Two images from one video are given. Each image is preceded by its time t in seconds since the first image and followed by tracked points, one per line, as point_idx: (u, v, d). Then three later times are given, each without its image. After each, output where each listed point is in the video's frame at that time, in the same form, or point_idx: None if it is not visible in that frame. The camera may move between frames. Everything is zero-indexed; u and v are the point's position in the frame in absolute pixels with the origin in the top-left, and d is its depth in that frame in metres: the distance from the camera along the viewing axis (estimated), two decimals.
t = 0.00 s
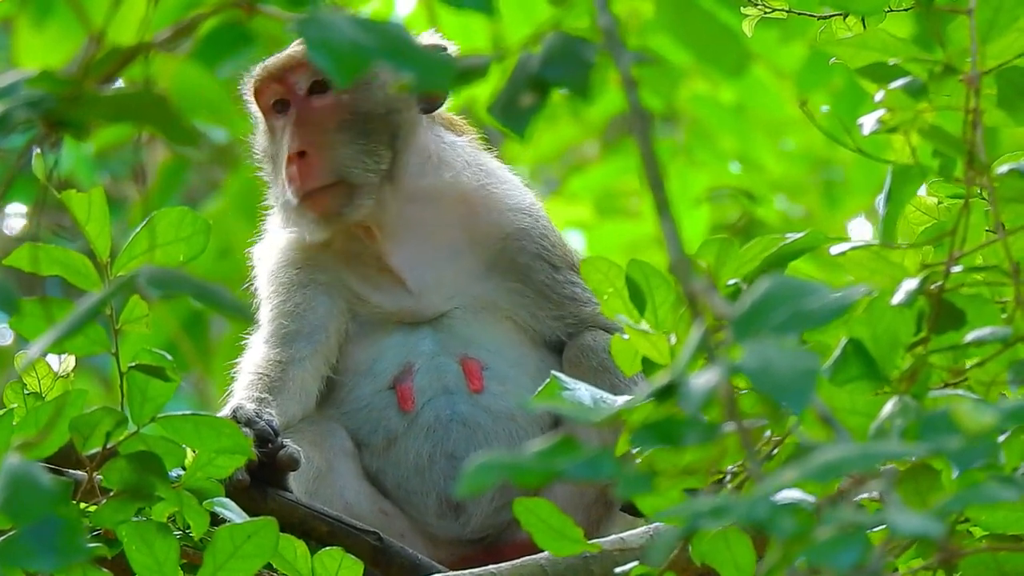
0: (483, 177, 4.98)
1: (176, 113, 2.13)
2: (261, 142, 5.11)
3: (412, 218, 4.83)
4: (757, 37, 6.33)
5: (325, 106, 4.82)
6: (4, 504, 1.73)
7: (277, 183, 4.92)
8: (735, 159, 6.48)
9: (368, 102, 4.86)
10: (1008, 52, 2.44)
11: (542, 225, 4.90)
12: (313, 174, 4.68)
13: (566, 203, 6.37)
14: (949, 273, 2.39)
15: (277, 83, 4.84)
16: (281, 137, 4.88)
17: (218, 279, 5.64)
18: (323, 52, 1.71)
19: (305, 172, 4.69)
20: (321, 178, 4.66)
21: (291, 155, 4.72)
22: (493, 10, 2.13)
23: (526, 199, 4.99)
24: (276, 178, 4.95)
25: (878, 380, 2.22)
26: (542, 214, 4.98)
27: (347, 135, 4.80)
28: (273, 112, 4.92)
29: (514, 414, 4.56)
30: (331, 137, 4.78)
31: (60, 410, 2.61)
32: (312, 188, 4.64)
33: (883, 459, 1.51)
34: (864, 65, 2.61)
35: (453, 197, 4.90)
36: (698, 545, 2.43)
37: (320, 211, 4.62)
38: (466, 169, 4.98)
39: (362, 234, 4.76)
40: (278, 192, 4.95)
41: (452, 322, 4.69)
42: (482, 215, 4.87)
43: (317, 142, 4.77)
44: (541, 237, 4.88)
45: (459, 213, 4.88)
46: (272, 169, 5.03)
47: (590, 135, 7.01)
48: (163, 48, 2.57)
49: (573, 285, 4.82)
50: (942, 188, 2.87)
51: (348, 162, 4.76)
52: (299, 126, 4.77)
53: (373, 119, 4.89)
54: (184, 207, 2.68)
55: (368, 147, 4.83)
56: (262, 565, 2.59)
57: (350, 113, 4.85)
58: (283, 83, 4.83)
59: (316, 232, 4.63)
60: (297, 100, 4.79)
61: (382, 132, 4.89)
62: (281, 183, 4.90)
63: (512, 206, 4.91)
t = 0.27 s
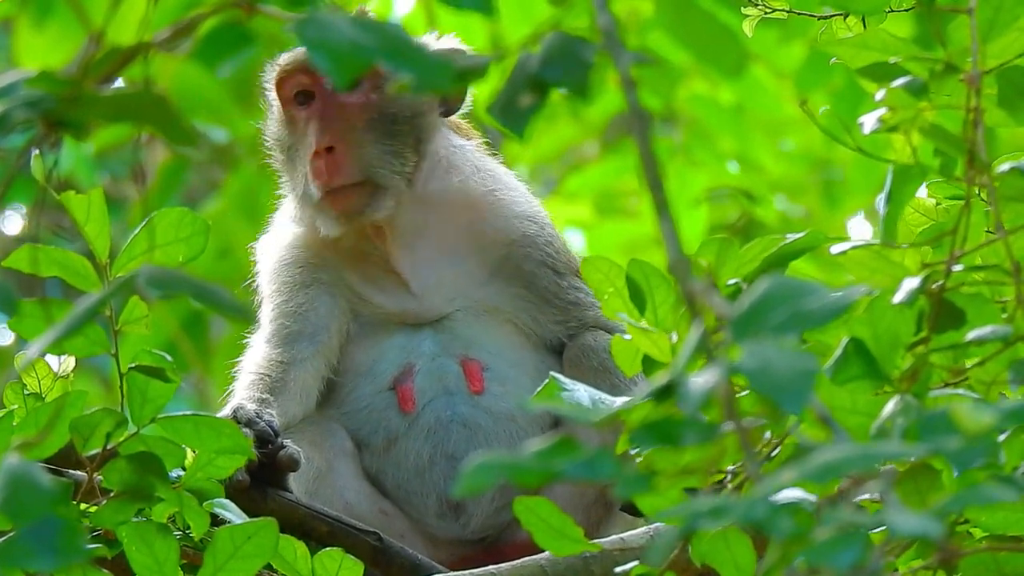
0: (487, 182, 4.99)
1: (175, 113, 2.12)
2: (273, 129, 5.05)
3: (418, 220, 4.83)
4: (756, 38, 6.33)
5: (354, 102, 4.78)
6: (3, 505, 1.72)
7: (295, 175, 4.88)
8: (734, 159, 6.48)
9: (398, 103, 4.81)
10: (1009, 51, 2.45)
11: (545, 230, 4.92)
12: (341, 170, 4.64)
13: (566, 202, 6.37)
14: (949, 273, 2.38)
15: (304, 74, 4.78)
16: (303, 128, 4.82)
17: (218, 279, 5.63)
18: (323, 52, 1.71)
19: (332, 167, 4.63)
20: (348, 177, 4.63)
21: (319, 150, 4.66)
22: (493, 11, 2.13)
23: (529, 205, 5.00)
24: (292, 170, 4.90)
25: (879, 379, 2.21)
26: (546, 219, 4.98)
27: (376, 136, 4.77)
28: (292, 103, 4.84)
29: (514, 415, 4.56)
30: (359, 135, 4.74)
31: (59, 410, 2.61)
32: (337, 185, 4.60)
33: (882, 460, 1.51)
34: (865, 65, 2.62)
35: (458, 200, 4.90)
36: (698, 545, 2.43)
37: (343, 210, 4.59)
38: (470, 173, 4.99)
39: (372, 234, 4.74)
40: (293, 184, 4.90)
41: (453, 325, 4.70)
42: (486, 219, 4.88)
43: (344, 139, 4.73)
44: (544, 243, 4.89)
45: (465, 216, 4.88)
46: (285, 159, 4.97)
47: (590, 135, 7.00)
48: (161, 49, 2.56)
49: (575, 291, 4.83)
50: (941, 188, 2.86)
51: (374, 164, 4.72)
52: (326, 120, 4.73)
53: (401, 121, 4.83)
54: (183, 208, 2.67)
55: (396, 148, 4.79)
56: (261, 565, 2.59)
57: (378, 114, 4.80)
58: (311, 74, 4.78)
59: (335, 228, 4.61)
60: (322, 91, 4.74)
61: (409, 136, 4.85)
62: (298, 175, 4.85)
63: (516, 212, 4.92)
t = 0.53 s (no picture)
0: (492, 185, 4.98)
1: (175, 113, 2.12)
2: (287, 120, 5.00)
3: (423, 221, 4.82)
4: (755, 38, 6.33)
5: (374, 100, 4.73)
6: (3, 505, 1.72)
7: (312, 166, 4.82)
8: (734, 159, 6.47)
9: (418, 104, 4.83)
10: (1010, 51, 2.45)
11: (549, 234, 4.92)
12: (361, 169, 4.60)
13: (566, 202, 6.37)
14: (950, 273, 2.38)
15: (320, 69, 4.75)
16: (320, 123, 4.76)
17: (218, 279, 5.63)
18: (322, 51, 1.71)
19: (353, 164, 4.59)
20: (368, 175, 4.61)
21: (341, 147, 4.60)
22: (494, 10, 2.13)
23: (534, 209, 5.00)
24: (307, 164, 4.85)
25: (880, 378, 2.21)
26: (550, 222, 4.99)
27: (395, 133, 4.78)
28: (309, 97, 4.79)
29: (515, 416, 4.55)
30: (378, 133, 4.73)
31: (59, 410, 2.61)
32: (359, 181, 4.58)
33: (882, 458, 1.51)
34: (865, 65, 2.62)
35: (464, 202, 4.89)
36: (698, 545, 2.43)
37: (363, 207, 4.59)
38: (475, 176, 4.98)
39: (380, 234, 4.73)
40: (306, 179, 4.87)
41: (455, 327, 4.70)
42: (490, 222, 4.88)
43: (365, 137, 4.70)
44: (547, 247, 4.89)
45: (470, 219, 4.88)
46: (299, 151, 4.92)
47: (590, 135, 7.00)
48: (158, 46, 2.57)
49: (578, 295, 4.83)
50: (942, 188, 2.86)
51: (395, 162, 4.73)
52: (349, 118, 4.67)
53: (420, 121, 4.86)
54: (184, 208, 2.67)
55: (415, 149, 4.81)
56: (262, 565, 2.59)
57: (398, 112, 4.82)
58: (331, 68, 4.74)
59: (351, 224, 4.61)
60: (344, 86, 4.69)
61: (426, 135, 4.87)
62: (312, 170, 4.82)
63: (521, 215, 4.92)
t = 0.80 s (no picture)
0: (494, 185, 4.99)
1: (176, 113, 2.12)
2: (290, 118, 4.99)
3: (424, 220, 4.83)
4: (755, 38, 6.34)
5: (373, 98, 4.73)
6: (4, 506, 1.73)
7: (312, 165, 4.81)
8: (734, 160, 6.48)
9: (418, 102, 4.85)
10: (1009, 51, 2.45)
11: (551, 235, 4.92)
12: (360, 168, 4.61)
13: (565, 203, 6.37)
14: (950, 273, 2.38)
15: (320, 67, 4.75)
16: (320, 121, 4.77)
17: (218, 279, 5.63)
18: (323, 50, 1.72)
19: (352, 163, 4.59)
20: (368, 174, 4.61)
21: (339, 146, 4.60)
22: (494, 10, 2.13)
23: (535, 209, 5.00)
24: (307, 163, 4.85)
25: (880, 379, 2.21)
26: (552, 223, 4.99)
27: (394, 132, 4.77)
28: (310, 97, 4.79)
29: (515, 415, 4.55)
30: (379, 131, 4.73)
31: (60, 410, 2.61)
32: (358, 181, 4.58)
33: (884, 457, 1.51)
34: (865, 65, 2.63)
35: (466, 202, 4.89)
36: (698, 544, 2.43)
37: (365, 205, 4.60)
38: (477, 176, 4.98)
39: (382, 233, 4.73)
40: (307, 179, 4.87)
41: (456, 327, 4.70)
42: (492, 223, 4.88)
43: (364, 135, 4.69)
44: (549, 248, 4.90)
45: (471, 219, 4.88)
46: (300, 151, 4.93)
47: (589, 135, 7.00)
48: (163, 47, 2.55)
49: (579, 296, 4.84)
50: (941, 189, 2.86)
51: (396, 161, 4.73)
52: (349, 117, 4.67)
53: (419, 118, 4.87)
54: (184, 208, 2.68)
55: (413, 145, 4.80)
56: (261, 565, 2.59)
57: (398, 110, 4.82)
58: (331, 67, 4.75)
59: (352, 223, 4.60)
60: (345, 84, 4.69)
61: (426, 134, 4.88)
62: (313, 168, 4.81)
63: (522, 216, 4.93)
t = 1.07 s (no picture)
0: (494, 186, 4.99)
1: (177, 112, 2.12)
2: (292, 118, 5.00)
3: (423, 220, 4.83)
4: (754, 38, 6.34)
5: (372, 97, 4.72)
6: (5, 505, 1.74)
7: (314, 165, 4.81)
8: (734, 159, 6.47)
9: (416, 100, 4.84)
10: (1008, 51, 2.45)
11: (551, 236, 4.93)
12: (359, 167, 4.62)
13: (565, 202, 6.38)
14: (949, 273, 2.38)
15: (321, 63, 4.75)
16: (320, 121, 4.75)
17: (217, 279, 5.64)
18: (327, 46, 1.73)
19: (351, 162, 4.61)
20: (365, 173, 4.62)
21: (337, 145, 4.62)
22: (494, 9, 2.13)
23: (535, 210, 5.01)
24: (308, 163, 4.85)
25: (879, 380, 2.21)
26: (552, 224, 5.00)
27: (393, 129, 4.77)
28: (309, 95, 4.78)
29: (515, 415, 4.56)
30: (379, 129, 4.73)
31: (61, 410, 2.61)
32: (355, 180, 4.59)
33: (887, 453, 1.52)
34: (865, 65, 2.64)
35: (467, 202, 4.89)
36: (698, 544, 2.43)
37: (363, 204, 4.60)
38: (478, 176, 4.99)
39: (383, 232, 4.72)
40: (307, 178, 4.87)
41: (456, 326, 4.70)
42: (492, 223, 4.88)
43: (363, 135, 4.69)
44: (549, 249, 4.90)
45: (472, 219, 4.88)
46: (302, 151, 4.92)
47: (589, 135, 7.00)
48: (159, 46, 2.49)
49: (579, 296, 4.85)
50: (941, 189, 2.86)
51: (393, 159, 4.71)
52: (348, 116, 4.66)
53: (418, 117, 4.87)
54: (184, 208, 2.68)
55: (412, 144, 4.79)
56: (261, 565, 2.59)
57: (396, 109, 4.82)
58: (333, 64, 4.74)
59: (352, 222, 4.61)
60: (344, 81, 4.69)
61: (425, 133, 4.88)
62: (314, 168, 4.81)
63: (523, 216, 4.93)
